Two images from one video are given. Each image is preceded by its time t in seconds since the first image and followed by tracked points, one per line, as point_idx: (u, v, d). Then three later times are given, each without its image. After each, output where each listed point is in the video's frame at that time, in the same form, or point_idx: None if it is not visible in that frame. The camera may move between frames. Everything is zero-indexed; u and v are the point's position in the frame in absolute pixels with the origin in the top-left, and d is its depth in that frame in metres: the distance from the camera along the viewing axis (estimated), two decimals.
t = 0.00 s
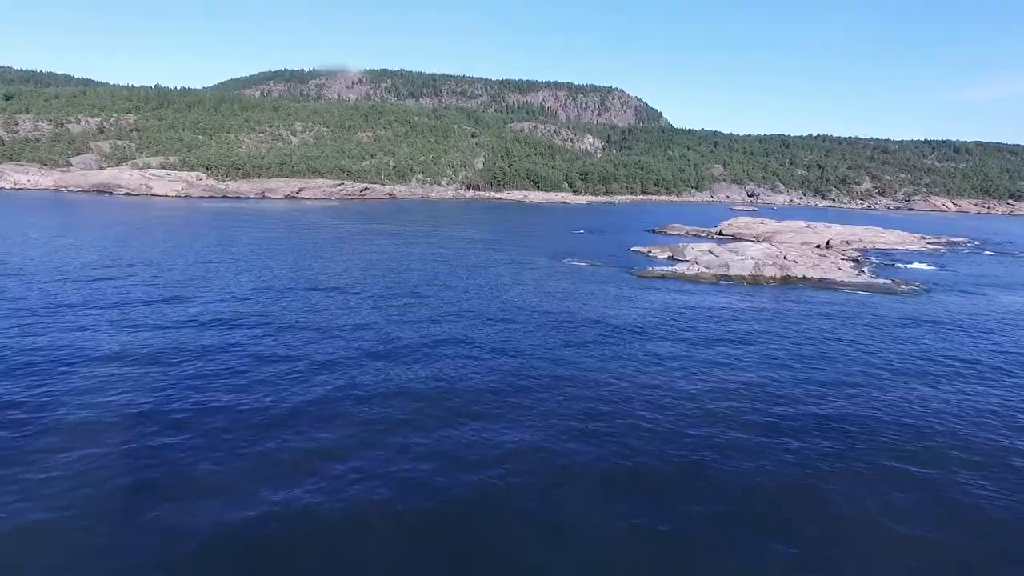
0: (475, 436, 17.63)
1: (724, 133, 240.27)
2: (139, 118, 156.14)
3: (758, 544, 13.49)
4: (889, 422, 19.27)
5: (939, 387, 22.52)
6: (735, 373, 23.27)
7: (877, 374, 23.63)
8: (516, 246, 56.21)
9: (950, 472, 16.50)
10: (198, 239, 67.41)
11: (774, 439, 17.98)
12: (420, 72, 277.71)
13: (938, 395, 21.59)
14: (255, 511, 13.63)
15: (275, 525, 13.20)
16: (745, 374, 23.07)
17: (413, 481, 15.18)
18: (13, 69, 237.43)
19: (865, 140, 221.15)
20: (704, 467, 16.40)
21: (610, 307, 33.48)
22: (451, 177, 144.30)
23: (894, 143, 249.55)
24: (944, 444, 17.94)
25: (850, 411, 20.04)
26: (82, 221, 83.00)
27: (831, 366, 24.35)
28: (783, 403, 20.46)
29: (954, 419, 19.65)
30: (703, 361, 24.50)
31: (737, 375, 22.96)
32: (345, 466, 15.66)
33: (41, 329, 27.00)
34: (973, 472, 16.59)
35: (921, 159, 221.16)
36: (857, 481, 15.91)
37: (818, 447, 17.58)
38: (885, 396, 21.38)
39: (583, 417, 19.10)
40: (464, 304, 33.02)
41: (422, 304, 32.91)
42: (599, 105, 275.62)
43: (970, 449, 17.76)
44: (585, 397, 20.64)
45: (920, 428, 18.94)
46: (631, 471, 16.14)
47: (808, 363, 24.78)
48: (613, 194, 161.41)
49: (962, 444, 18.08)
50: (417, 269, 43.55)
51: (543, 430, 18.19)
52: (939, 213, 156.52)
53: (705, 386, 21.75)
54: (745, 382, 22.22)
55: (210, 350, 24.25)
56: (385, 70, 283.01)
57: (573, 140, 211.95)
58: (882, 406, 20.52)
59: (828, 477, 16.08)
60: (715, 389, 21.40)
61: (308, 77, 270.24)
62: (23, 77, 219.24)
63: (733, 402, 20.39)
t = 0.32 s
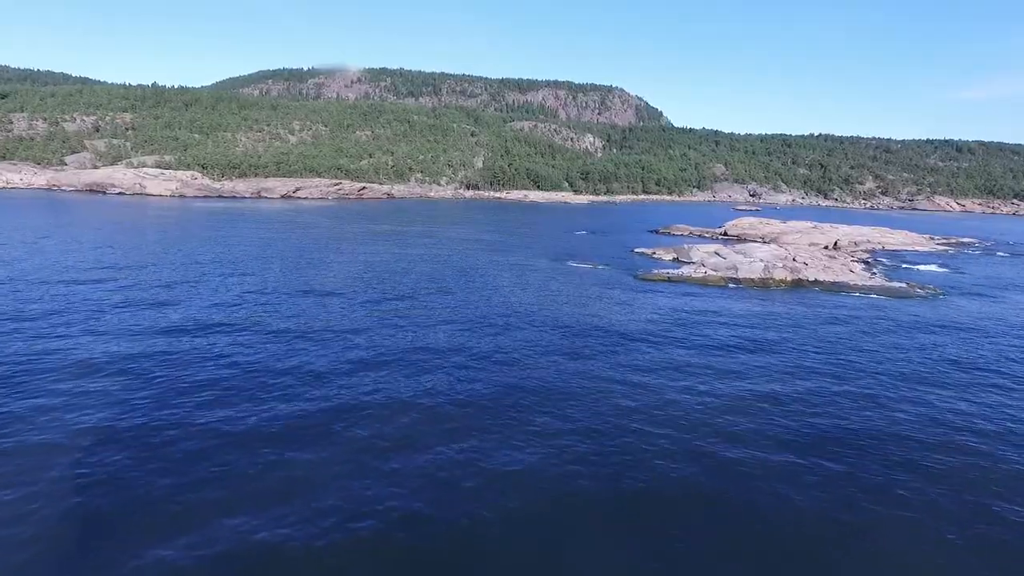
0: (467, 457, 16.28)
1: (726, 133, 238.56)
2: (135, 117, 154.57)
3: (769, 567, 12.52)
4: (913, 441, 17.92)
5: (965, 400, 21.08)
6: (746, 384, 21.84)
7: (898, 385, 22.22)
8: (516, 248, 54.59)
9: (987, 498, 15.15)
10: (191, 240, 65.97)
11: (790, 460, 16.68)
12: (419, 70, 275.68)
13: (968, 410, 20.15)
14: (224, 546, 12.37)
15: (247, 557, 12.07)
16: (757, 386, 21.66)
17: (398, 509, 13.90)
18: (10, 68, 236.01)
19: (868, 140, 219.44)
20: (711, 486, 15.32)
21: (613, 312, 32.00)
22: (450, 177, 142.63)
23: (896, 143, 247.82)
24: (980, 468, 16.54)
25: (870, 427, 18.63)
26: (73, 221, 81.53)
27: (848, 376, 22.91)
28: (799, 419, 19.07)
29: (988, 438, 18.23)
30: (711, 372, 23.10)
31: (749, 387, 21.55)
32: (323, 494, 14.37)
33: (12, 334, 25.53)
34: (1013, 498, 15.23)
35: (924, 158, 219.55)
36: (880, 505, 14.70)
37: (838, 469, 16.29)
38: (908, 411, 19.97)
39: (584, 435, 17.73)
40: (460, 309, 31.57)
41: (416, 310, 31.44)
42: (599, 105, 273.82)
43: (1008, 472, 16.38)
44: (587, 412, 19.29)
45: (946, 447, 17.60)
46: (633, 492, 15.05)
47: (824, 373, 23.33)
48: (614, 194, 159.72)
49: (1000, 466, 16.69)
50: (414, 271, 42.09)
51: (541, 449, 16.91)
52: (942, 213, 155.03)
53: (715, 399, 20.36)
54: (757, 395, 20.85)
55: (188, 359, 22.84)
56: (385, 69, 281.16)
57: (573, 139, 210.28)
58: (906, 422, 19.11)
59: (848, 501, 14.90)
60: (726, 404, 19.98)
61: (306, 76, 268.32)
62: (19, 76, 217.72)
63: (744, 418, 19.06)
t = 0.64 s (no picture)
0: (460, 482, 14.97)
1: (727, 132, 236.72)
2: (131, 115, 152.91)
3: None
4: (947, 462, 16.50)
5: (995, 414, 19.68)
6: (761, 396, 20.45)
7: (924, 398, 20.76)
8: (516, 249, 53.04)
9: None
10: (184, 240, 64.49)
11: (814, 482, 15.34)
12: (418, 69, 273.87)
13: (1003, 428, 18.69)
14: None
15: None
16: (773, 399, 20.23)
17: (384, 541, 12.69)
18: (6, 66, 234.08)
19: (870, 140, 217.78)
20: (730, 513, 14.07)
21: (617, 318, 30.51)
22: (449, 176, 140.98)
23: (899, 142, 246.15)
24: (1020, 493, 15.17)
25: (898, 444, 17.28)
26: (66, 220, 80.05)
27: (869, 388, 21.48)
28: (820, 435, 17.70)
29: None
30: (724, 382, 21.66)
31: (765, 399, 20.12)
32: (303, 526, 13.04)
33: None
34: None
35: (927, 158, 217.92)
36: (910, 536, 13.46)
37: (867, 492, 14.97)
38: (937, 427, 18.53)
39: (588, 455, 16.40)
40: (458, 315, 30.07)
41: (411, 316, 29.95)
42: (599, 104, 272.05)
43: None
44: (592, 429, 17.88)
45: (983, 469, 16.22)
46: (646, 519, 13.78)
47: (844, 383, 21.89)
48: (615, 194, 158.02)
49: None
50: (411, 274, 40.61)
51: (543, 472, 15.57)
52: (947, 213, 153.31)
53: (729, 414, 18.93)
54: (774, 408, 19.43)
55: (165, 370, 21.41)
56: (384, 68, 279.49)
57: (574, 138, 208.59)
58: (935, 438, 17.76)
59: (879, 530, 13.64)
60: (741, 418, 18.62)
61: (305, 75, 266.56)
62: (17, 74, 216.14)
63: (761, 434, 17.70)
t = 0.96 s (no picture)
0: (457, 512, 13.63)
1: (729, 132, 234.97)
2: (126, 114, 151.08)
3: None
4: (989, 492, 14.93)
5: None
6: (782, 411, 19.02)
7: (955, 415, 19.17)
8: (516, 250, 51.45)
9: None
10: (175, 241, 62.89)
11: (847, 513, 13.89)
12: (418, 68, 272.03)
13: None
14: None
15: None
16: (793, 417, 18.64)
17: None
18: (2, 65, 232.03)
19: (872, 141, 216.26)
20: (756, 549, 12.63)
21: (624, 324, 28.85)
22: (448, 176, 139.35)
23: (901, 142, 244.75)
24: None
25: (935, 468, 15.90)
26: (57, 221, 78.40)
27: (897, 402, 20.04)
28: (847, 460, 16.15)
29: None
30: (738, 398, 20.08)
31: (783, 417, 18.57)
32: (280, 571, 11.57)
33: None
34: None
35: (930, 158, 216.36)
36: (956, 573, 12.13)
37: (904, 521, 13.66)
38: (974, 450, 16.94)
39: (598, 479, 15.05)
40: (453, 322, 28.42)
41: (404, 323, 28.28)
42: (599, 104, 270.18)
43: None
44: (596, 451, 16.41)
45: None
46: (664, 559, 12.34)
47: (867, 399, 20.30)
48: (616, 194, 156.36)
49: None
50: (405, 277, 38.89)
51: (543, 501, 14.09)
52: (952, 214, 151.69)
53: (745, 435, 17.42)
54: (795, 429, 17.88)
55: (133, 383, 19.74)
56: (383, 67, 277.41)
57: (574, 138, 206.89)
58: (974, 461, 16.36)
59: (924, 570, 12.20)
60: (762, 438, 17.22)
61: (304, 74, 264.77)
62: (13, 74, 214.33)
63: (783, 458, 16.15)
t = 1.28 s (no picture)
0: (452, 551, 12.22)
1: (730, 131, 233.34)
2: (122, 113, 149.44)
3: None
4: None
5: None
6: (808, 433, 17.49)
7: (997, 438, 17.62)
8: (517, 252, 49.80)
9: None
10: (166, 242, 61.26)
11: (889, 550, 12.51)
12: (417, 68, 270.32)
13: None
14: None
15: None
16: (818, 441, 17.03)
17: None
18: None
19: (874, 141, 214.88)
20: None
21: (630, 333, 27.20)
22: (448, 176, 137.76)
23: (904, 142, 243.30)
24: None
25: (986, 501, 14.39)
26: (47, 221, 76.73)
27: (931, 422, 18.47)
28: (880, 491, 14.60)
29: None
30: (756, 417, 18.49)
31: (807, 441, 16.99)
32: None
33: None
34: None
35: (933, 157, 214.92)
36: None
37: (953, 563, 12.25)
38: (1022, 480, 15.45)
39: (611, 513, 13.59)
40: (448, 332, 26.79)
41: (396, 332, 26.65)
42: (600, 104, 268.46)
43: None
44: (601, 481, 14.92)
45: None
46: None
47: (896, 419, 18.64)
48: (617, 193, 154.81)
49: None
50: (400, 281, 37.22)
51: (543, 543, 12.60)
52: (957, 214, 150.16)
53: (764, 461, 15.91)
54: (820, 455, 16.27)
55: (103, 399, 18.18)
56: (382, 66, 275.52)
57: (575, 137, 205.41)
58: None
59: None
60: (790, 464, 15.72)
61: (304, 73, 263.18)
62: (10, 73, 212.43)
63: (808, 489, 14.66)
